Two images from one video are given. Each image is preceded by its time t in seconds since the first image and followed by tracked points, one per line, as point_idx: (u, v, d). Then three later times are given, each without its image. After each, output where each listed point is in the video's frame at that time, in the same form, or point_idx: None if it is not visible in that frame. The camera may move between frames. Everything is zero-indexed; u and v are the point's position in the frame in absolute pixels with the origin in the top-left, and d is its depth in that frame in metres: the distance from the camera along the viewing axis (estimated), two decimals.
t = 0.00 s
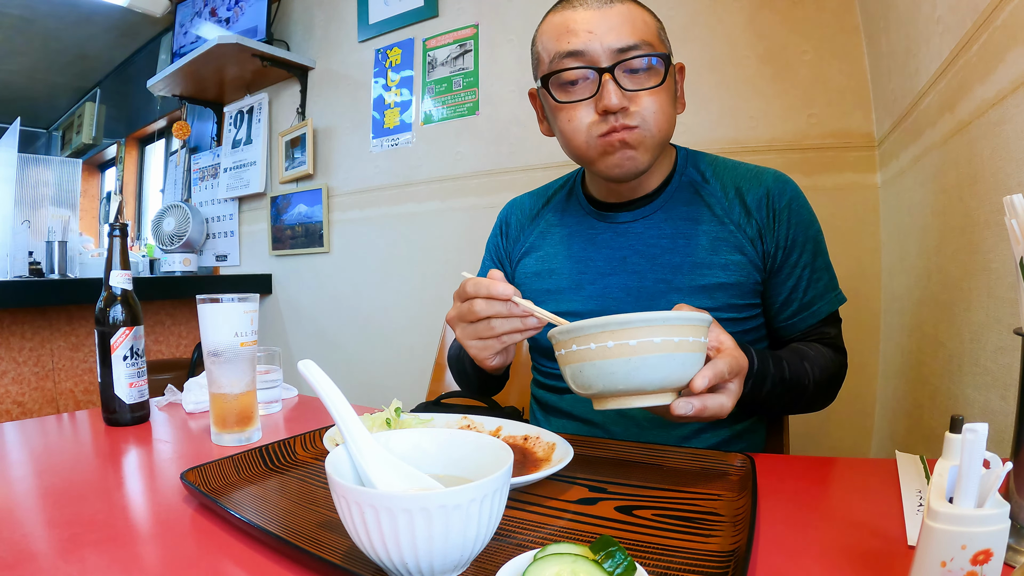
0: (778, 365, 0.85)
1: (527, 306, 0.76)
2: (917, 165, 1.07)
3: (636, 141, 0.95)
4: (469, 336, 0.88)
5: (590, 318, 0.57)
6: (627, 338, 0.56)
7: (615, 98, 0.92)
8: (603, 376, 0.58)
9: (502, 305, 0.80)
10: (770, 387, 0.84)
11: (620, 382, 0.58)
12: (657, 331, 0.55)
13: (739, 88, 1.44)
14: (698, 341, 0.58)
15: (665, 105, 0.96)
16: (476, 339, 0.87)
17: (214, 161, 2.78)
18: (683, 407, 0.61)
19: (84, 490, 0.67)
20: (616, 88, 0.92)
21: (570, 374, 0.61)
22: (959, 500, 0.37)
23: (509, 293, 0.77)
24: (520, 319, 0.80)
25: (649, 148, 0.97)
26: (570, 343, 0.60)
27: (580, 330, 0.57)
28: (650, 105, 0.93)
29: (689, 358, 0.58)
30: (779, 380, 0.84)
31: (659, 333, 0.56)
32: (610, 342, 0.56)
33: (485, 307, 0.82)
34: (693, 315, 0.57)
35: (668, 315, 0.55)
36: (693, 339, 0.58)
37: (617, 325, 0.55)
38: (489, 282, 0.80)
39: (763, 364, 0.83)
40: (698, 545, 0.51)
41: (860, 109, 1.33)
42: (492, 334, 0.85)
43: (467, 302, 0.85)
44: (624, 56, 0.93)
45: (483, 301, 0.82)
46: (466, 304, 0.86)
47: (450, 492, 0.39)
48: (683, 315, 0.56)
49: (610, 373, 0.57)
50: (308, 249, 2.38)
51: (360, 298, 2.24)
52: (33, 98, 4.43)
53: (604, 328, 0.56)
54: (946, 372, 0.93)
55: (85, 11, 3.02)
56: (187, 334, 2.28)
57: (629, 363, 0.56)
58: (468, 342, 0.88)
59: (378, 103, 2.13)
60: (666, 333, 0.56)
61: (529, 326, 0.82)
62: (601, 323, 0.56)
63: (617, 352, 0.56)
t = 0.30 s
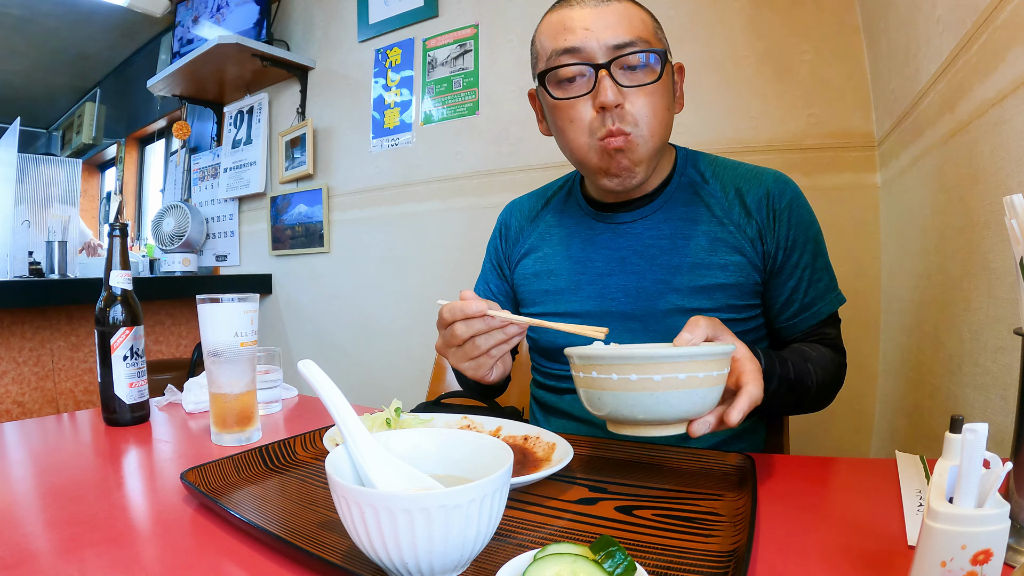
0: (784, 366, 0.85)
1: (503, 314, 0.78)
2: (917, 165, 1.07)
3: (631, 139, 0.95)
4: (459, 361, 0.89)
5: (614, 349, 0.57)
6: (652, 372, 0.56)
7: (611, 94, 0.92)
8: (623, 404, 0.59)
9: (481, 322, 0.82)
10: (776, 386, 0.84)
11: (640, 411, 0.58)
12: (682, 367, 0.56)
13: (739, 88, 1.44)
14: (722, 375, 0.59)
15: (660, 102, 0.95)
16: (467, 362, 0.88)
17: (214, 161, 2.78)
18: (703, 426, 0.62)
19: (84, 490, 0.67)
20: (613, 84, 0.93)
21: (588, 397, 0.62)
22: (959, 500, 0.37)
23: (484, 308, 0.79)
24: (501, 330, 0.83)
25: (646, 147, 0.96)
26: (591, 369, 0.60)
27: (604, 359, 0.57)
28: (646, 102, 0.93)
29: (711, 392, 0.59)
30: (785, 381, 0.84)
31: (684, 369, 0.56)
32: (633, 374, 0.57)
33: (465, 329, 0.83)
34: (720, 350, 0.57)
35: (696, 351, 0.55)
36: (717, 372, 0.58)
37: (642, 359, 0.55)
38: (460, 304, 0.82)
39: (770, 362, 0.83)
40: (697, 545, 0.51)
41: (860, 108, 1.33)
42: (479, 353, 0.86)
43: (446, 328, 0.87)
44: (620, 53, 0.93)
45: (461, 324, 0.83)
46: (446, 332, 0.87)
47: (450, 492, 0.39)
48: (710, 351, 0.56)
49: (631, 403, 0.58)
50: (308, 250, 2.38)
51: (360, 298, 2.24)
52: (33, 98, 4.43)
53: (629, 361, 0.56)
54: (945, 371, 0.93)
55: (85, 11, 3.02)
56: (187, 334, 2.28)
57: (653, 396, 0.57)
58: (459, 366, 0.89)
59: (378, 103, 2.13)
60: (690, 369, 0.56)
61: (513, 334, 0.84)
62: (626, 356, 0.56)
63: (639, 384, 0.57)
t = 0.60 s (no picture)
0: (793, 366, 0.86)
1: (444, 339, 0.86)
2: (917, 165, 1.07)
3: (637, 140, 0.95)
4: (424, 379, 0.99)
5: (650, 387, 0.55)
6: (691, 412, 0.55)
7: (616, 96, 0.92)
8: (655, 441, 0.57)
9: (427, 347, 0.92)
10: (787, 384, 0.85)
11: (671, 448, 0.57)
12: (722, 405, 0.55)
13: (739, 88, 1.44)
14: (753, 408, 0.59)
15: (667, 102, 0.96)
16: (432, 380, 0.99)
17: (214, 161, 2.78)
18: (733, 457, 0.61)
19: (85, 491, 0.67)
20: (617, 86, 0.92)
21: (614, 434, 0.60)
22: (959, 500, 0.37)
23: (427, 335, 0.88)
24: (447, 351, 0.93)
25: (651, 147, 0.97)
26: (623, 409, 0.58)
27: (639, 399, 0.56)
28: (652, 101, 0.93)
29: (744, 426, 0.59)
30: (795, 380, 0.85)
31: (723, 407, 0.55)
32: (672, 415, 0.55)
33: (416, 355, 0.93)
34: (755, 383, 0.57)
35: (736, 388, 0.55)
36: (750, 406, 0.58)
37: (683, 399, 0.54)
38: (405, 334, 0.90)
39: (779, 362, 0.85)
40: (698, 545, 0.51)
41: (860, 108, 1.32)
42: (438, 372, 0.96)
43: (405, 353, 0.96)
44: (624, 55, 0.93)
45: (412, 351, 0.93)
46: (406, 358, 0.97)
47: (450, 492, 0.39)
48: (748, 386, 0.56)
49: (668, 442, 0.57)
50: (308, 250, 2.38)
51: (360, 298, 2.24)
52: (33, 98, 4.43)
53: (667, 401, 0.55)
54: (945, 371, 0.93)
55: (85, 11, 3.02)
56: (187, 334, 2.28)
57: (691, 435, 0.56)
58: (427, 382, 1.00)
59: (378, 103, 2.13)
60: (729, 407, 0.55)
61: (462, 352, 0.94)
62: (665, 397, 0.55)
63: (678, 425, 0.56)
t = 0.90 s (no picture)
0: (796, 367, 0.86)
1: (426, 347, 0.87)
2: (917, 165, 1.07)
3: (641, 140, 0.95)
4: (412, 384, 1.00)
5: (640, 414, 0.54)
6: (681, 439, 0.54)
7: (622, 97, 0.92)
8: (646, 466, 0.56)
9: (411, 352, 0.93)
10: (790, 387, 0.85)
11: (663, 470, 0.56)
12: (713, 434, 0.54)
13: (738, 88, 1.44)
14: (749, 432, 0.57)
15: (672, 104, 0.96)
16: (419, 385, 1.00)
17: (214, 161, 2.78)
18: (728, 477, 0.60)
19: (85, 491, 0.67)
20: (623, 86, 0.92)
21: (606, 455, 0.59)
22: (959, 500, 0.37)
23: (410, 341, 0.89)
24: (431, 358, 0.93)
25: (655, 147, 0.97)
26: (614, 432, 0.57)
27: (628, 424, 0.55)
28: (658, 103, 0.93)
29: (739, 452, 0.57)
30: (798, 381, 0.85)
31: (714, 435, 0.54)
32: (661, 442, 0.54)
33: (403, 359, 0.94)
34: (749, 411, 0.55)
35: (727, 417, 0.53)
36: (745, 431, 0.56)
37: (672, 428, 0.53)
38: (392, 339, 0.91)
39: (785, 364, 0.85)
40: (698, 545, 0.51)
41: (860, 108, 1.32)
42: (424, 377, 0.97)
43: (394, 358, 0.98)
44: (631, 55, 0.93)
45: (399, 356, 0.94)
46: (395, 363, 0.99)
47: (450, 492, 0.39)
48: (741, 414, 0.54)
49: (658, 468, 0.56)
50: (308, 250, 2.38)
51: (360, 298, 2.24)
52: (33, 98, 4.43)
53: (656, 428, 0.53)
54: (945, 371, 0.93)
55: (85, 11, 3.02)
56: (188, 334, 2.28)
57: (680, 462, 0.55)
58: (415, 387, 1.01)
59: (378, 103, 2.13)
60: (721, 435, 0.54)
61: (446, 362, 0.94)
62: (654, 424, 0.53)
63: (667, 452, 0.54)
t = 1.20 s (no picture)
0: (798, 370, 0.86)
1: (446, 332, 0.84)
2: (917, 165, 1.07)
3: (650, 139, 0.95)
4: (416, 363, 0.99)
5: (638, 424, 0.53)
6: (679, 450, 0.53)
7: (632, 93, 0.91)
8: (642, 475, 0.56)
9: (429, 331, 0.91)
10: (792, 389, 0.85)
11: (660, 479, 0.55)
12: (711, 444, 0.53)
13: (738, 88, 1.44)
14: (748, 441, 0.56)
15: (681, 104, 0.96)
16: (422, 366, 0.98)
17: (214, 161, 2.78)
18: (728, 484, 0.60)
19: (85, 490, 0.67)
20: (633, 83, 0.92)
21: (604, 464, 0.58)
22: (959, 500, 0.37)
23: (433, 320, 0.86)
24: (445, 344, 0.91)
25: (663, 147, 0.96)
26: (610, 442, 0.56)
27: (626, 435, 0.54)
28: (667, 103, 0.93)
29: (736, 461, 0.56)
30: (799, 384, 0.85)
31: (712, 446, 0.53)
32: (658, 452, 0.53)
33: (417, 334, 0.92)
34: (749, 421, 0.54)
35: (727, 428, 0.52)
36: (744, 442, 0.55)
37: (669, 438, 0.52)
38: (415, 310, 0.89)
39: (787, 366, 0.85)
40: (697, 545, 0.51)
41: (860, 108, 1.33)
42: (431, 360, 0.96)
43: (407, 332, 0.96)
44: (642, 52, 0.93)
45: (415, 330, 0.92)
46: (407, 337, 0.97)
47: (450, 492, 0.39)
48: (739, 424, 0.53)
49: (654, 478, 0.55)
50: (309, 249, 2.38)
51: (360, 298, 2.24)
52: (33, 98, 4.43)
53: (653, 439, 0.52)
54: (946, 371, 0.93)
55: (85, 11, 3.02)
56: (188, 334, 2.28)
57: (677, 472, 0.54)
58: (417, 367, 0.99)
59: (378, 103, 2.13)
60: (719, 446, 0.53)
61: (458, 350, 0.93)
62: (652, 435, 0.52)
63: (664, 462, 0.54)
